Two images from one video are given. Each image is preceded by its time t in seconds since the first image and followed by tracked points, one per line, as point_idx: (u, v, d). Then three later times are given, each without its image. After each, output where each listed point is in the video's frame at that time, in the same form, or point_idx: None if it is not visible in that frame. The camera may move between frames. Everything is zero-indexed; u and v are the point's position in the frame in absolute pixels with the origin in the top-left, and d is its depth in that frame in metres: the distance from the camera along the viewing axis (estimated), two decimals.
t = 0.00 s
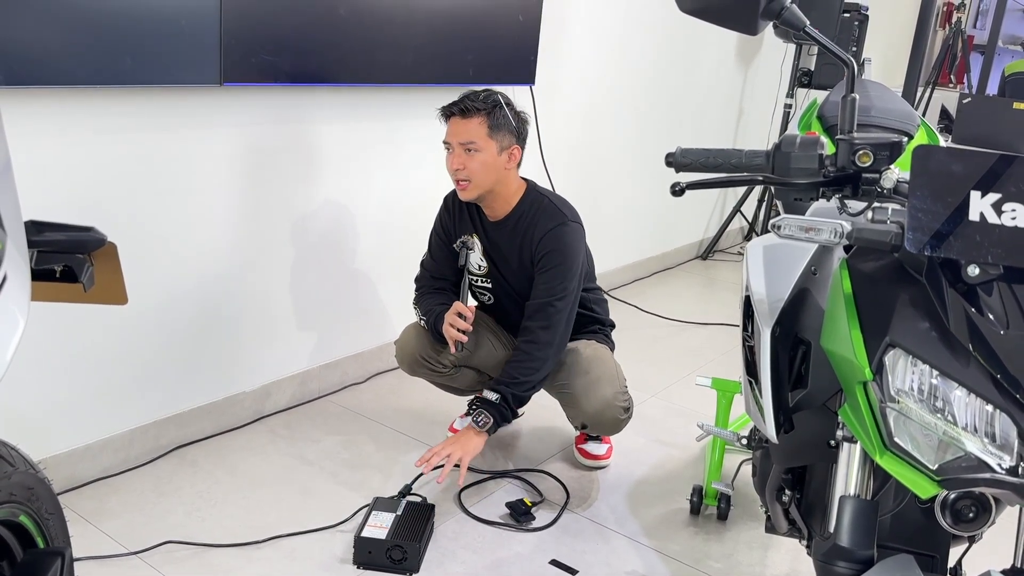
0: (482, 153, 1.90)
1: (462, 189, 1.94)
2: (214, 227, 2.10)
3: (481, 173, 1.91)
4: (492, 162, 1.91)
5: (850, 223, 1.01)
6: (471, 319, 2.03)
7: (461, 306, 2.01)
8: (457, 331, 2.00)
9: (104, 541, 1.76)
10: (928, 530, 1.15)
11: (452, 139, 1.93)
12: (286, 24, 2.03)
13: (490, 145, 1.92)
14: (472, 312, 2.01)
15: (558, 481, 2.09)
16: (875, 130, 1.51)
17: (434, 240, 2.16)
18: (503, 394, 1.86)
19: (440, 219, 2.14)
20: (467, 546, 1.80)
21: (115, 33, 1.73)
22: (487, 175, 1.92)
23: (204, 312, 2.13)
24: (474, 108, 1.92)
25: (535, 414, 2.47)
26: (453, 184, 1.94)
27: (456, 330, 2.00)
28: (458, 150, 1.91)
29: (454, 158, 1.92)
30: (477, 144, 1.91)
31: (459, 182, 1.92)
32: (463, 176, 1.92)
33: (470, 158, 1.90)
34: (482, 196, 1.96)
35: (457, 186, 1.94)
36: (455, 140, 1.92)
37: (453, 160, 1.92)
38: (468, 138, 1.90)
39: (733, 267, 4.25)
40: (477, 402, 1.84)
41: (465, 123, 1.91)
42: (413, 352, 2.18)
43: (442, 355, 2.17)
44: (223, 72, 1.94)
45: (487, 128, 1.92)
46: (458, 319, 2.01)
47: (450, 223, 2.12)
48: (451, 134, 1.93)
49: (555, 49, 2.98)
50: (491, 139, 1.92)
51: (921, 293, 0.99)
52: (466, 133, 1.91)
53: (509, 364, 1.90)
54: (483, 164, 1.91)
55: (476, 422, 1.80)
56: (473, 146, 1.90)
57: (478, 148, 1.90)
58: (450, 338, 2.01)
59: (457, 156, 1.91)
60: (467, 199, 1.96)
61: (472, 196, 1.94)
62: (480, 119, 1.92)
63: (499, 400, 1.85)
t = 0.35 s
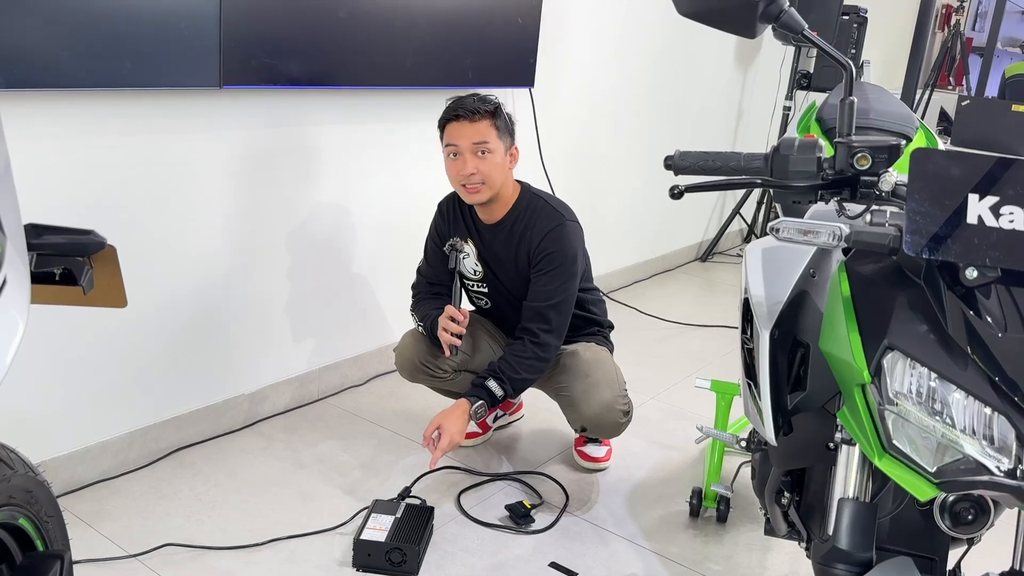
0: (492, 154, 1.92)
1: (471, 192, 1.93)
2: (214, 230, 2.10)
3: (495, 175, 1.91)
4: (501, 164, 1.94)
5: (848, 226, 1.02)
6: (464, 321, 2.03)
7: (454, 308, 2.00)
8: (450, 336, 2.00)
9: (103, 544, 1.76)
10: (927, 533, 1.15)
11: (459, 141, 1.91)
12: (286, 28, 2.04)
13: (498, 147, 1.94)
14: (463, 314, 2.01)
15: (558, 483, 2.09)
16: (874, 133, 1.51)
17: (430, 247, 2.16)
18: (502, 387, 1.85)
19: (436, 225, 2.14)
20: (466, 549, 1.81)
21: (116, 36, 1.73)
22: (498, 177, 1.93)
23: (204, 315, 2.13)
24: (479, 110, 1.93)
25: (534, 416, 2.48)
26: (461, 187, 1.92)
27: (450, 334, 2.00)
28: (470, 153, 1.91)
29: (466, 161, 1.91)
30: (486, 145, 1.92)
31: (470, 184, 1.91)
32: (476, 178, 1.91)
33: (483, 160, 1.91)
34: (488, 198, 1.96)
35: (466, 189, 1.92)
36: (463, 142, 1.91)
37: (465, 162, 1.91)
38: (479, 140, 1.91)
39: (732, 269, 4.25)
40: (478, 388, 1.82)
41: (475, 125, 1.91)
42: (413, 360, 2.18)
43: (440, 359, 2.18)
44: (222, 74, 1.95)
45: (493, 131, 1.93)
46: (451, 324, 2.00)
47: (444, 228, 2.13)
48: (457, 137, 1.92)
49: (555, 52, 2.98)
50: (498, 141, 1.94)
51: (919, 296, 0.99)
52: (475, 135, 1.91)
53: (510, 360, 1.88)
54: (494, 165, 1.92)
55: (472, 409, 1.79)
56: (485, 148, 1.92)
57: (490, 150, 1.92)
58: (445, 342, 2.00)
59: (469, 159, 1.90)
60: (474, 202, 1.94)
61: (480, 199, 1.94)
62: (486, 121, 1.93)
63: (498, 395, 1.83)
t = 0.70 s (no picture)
0: (491, 155, 1.92)
1: (471, 193, 1.93)
2: (214, 232, 2.10)
3: (495, 176, 1.92)
4: (500, 164, 1.94)
5: (848, 230, 1.02)
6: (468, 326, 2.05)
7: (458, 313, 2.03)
8: (455, 340, 2.01)
9: (103, 547, 1.75)
10: (927, 537, 1.15)
11: (458, 143, 1.92)
12: (286, 31, 2.04)
13: (496, 148, 1.95)
14: (467, 320, 2.03)
15: (557, 486, 2.09)
16: (873, 137, 1.51)
17: (428, 252, 2.16)
18: (504, 398, 1.87)
19: (433, 230, 2.14)
20: (466, 552, 1.80)
21: (117, 40, 1.74)
22: (498, 178, 1.94)
23: (204, 318, 2.13)
24: (475, 111, 1.94)
25: (534, 419, 2.48)
26: (462, 189, 1.92)
27: (455, 339, 2.01)
28: (469, 153, 1.92)
29: (466, 162, 1.91)
30: (485, 147, 1.93)
31: (470, 184, 1.91)
32: (476, 179, 1.91)
33: (482, 160, 1.92)
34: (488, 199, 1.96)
35: (466, 190, 1.92)
36: (462, 144, 1.92)
37: (465, 164, 1.91)
38: (477, 141, 1.92)
39: (732, 271, 4.25)
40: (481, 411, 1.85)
41: (474, 126, 1.92)
42: (414, 365, 2.18)
43: (441, 364, 2.17)
44: (222, 78, 1.95)
45: (491, 132, 1.95)
46: (456, 329, 2.02)
47: (442, 231, 2.12)
48: (456, 139, 1.93)
49: (554, 55, 2.99)
50: (496, 142, 1.95)
51: (918, 301, 0.99)
52: (474, 136, 1.92)
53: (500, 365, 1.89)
54: (493, 166, 1.92)
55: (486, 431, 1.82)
56: (484, 148, 1.92)
57: (489, 150, 1.93)
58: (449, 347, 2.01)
59: (469, 160, 1.91)
60: (473, 203, 1.94)
61: (482, 200, 1.93)
62: (484, 122, 1.94)
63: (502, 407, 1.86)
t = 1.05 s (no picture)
0: (487, 159, 1.92)
1: (469, 198, 1.92)
2: (213, 234, 2.10)
3: (491, 180, 1.91)
4: (497, 169, 1.94)
5: (846, 231, 1.01)
6: (470, 327, 2.05)
7: (459, 314, 2.03)
8: (455, 340, 2.01)
9: (102, 550, 1.75)
10: (926, 538, 1.15)
11: (454, 148, 1.92)
12: (286, 34, 2.04)
13: (493, 152, 1.95)
14: (469, 320, 2.03)
15: (557, 488, 2.09)
16: (872, 138, 1.51)
17: (429, 251, 2.16)
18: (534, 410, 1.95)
19: (435, 230, 2.14)
20: (465, 554, 1.80)
21: (116, 42, 1.74)
22: (494, 182, 1.93)
23: (203, 321, 2.13)
24: (472, 117, 1.93)
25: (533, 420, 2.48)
26: (459, 193, 1.92)
27: (455, 338, 2.01)
28: (466, 159, 1.91)
29: (462, 167, 1.91)
30: (481, 151, 1.92)
31: (467, 189, 1.91)
32: (473, 184, 1.91)
33: (479, 165, 1.91)
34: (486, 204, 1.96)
35: (463, 195, 1.92)
36: (458, 149, 1.92)
37: (463, 169, 1.91)
38: (474, 146, 1.92)
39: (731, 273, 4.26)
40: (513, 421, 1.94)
41: (470, 131, 1.91)
42: (413, 365, 2.18)
43: (441, 364, 2.17)
44: (220, 80, 1.95)
45: (487, 136, 1.94)
46: (457, 329, 2.02)
47: (444, 232, 2.12)
48: (452, 144, 1.92)
49: (554, 57, 2.99)
50: (493, 146, 1.95)
51: (917, 302, 0.99)
52: (470, 141, 1.91)
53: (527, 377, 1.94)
54: (490, 170, 1.92)
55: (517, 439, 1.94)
56: (481, 153, 1.92)
57: (485, 155, 1.92)
58: (450, 347, 2.01)
59: (466, 165, 1.91)
60: (472, 208, 1.94)
61: (479, 205, 1.93)
62: (479, 127, 1.93)
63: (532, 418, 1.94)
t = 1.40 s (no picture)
0: (496, 159, 1.92)
1: (477, 198, 1.93)
2: (213, 236, 2.10)
3: (500, 181, 1.92)
4: (506, 168, 1.94)
5: (846, 232, 1.01)
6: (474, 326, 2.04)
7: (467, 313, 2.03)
8: (459, 339, 2.00)
9: (101, 552, 1.75)
10: (926, 539, 1.15)
11: (463, 148, 1.91)
12: (287, 36, 2.05)
13: (502, 152, 1.95)
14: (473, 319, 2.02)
15: (557, 489, 2.09)
16: (872, 139, 1.51)
17: (431, 251, 2.16)
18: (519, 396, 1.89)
19: (437, 230, 2.14)
20: (465, 556, 1.80)
21: (116, 43, 1.74)
22: (503, 182, 1.94)
23: (202, 322, 2.13)
24: (480, 117, 1.93)
25: (533, 422, 2.47)
26: (469, 193, 1.92)
27: (459, 337, 2.01)
28: (475, 159, 1.91)
29: (472, 167, 1.91)
30: (491, 151, 1.92)
31: (476, 190, 1.91)
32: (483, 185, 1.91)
33: (489, 165, 1.91)
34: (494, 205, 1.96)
35: (472, 195, 1.92)
36: (467, 149, 1.91)
37: (472, 169, 1.90)
38: (484, 146, 1.91)
39: (730, 274, 4.26)
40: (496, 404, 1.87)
41: (479, 131, 1.91)
42: (413, 365, 2.18)
43: (441, 365, 2.17)
44: (220, 81, 1.95)
45: (496, 137, 1.94)
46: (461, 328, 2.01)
47: (447, 233, 2.12)
48: (462, 144, 1.92)
49: (553, 58, 2.99)
50: (502, 146, 1.95)
51: (917, 303, 0.99)
52: (479, 141, 1.91)
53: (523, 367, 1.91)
54: (499, 170, 1.92)
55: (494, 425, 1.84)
56: (490, 153, 1.92)
57: (495, 156, 1.92)
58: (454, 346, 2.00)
59: (475, 165, 1.91)
60: (480, 209, 1.95)
61: (488, 205, 1.94)
62: (488, 127, 1.93)
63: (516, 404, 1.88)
